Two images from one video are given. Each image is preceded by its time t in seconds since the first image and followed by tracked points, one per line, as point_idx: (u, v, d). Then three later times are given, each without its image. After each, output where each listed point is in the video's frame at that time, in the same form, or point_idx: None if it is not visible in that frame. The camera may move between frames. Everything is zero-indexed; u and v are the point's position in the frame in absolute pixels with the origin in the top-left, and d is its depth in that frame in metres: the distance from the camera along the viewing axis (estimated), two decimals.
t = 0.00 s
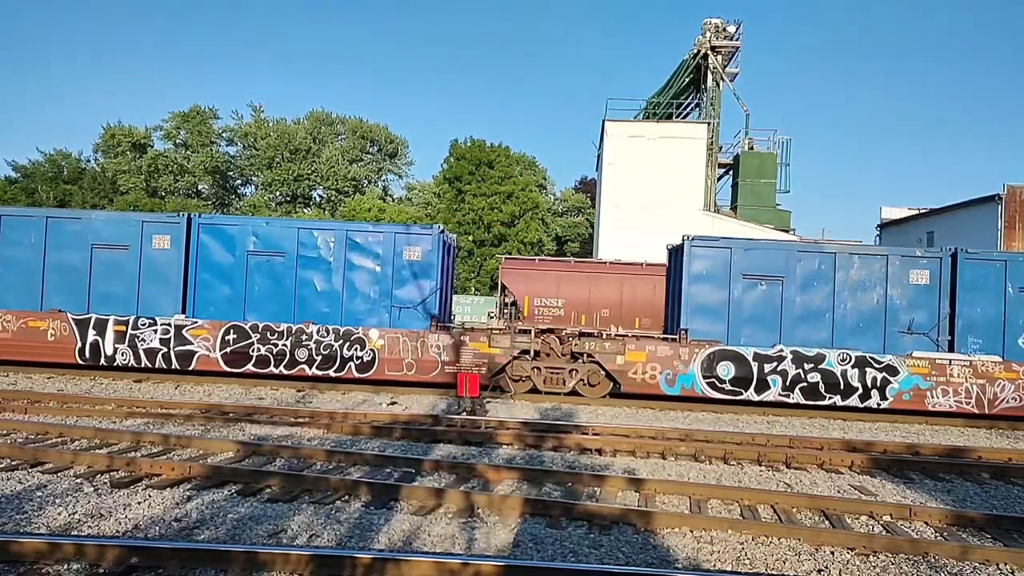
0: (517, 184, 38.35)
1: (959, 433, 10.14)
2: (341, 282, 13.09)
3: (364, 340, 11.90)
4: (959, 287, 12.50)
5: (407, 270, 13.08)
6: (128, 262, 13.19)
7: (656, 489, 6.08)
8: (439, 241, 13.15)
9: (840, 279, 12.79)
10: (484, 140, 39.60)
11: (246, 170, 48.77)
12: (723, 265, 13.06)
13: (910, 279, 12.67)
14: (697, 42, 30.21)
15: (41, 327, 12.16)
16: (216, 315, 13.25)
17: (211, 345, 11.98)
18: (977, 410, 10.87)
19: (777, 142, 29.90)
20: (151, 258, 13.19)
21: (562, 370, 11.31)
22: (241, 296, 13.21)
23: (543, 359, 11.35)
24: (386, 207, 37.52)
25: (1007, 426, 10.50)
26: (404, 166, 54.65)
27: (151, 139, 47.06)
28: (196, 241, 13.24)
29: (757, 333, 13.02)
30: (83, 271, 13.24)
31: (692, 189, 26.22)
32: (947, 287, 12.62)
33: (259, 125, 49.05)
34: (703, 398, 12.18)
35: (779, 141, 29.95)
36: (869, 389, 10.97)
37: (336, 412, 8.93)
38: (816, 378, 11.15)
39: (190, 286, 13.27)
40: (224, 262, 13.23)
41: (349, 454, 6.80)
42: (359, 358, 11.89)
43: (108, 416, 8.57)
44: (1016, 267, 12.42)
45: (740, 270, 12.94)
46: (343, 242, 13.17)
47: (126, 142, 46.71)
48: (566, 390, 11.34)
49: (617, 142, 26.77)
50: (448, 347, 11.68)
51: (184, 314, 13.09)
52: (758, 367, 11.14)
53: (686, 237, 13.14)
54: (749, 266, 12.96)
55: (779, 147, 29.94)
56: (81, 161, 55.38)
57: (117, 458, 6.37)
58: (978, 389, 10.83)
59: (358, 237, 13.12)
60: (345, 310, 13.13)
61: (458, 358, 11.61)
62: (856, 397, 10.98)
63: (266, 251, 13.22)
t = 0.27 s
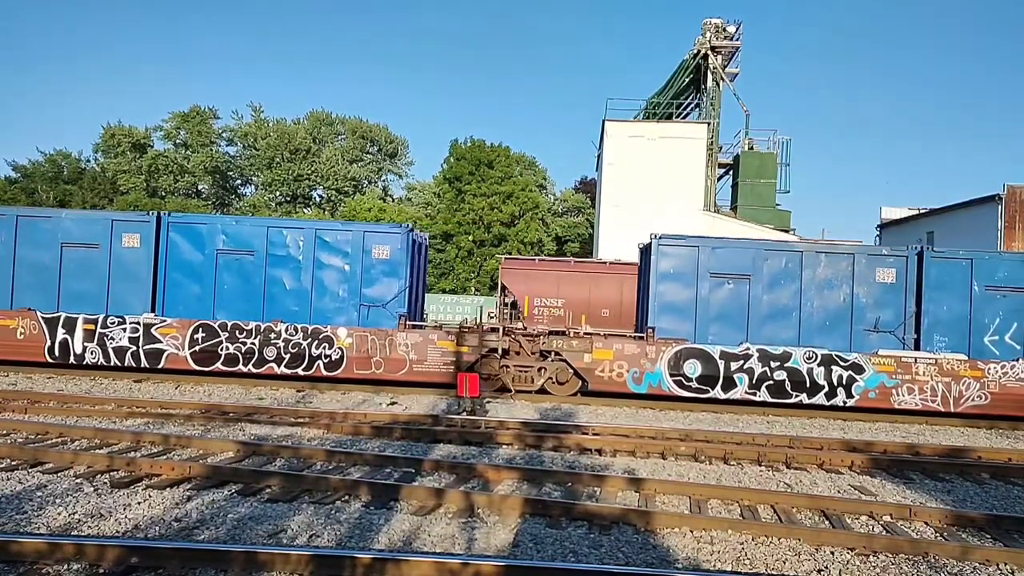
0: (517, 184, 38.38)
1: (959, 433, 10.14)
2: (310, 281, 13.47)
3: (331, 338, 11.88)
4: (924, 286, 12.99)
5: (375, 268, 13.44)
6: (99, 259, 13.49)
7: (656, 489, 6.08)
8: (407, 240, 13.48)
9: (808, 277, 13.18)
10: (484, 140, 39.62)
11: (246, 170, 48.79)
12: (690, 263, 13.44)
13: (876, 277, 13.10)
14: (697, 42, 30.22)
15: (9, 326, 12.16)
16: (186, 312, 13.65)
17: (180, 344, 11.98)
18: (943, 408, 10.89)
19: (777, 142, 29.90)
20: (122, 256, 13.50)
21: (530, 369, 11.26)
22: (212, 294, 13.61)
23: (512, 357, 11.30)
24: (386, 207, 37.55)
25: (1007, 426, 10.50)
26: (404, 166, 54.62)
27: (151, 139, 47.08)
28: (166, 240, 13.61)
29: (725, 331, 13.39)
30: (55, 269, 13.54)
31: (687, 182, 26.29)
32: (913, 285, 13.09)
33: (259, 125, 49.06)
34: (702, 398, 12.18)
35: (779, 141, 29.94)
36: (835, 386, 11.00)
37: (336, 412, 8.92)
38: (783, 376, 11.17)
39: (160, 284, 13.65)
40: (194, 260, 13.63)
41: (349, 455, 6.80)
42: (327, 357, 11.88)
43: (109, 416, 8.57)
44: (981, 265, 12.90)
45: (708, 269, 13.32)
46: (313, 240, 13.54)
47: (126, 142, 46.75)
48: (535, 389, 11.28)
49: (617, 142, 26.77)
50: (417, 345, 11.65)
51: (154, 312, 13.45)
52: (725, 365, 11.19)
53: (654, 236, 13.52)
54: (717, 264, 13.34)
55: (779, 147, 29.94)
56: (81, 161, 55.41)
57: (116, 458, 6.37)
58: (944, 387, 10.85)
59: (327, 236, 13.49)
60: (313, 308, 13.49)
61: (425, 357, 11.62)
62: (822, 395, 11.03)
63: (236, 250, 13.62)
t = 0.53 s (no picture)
0: (517, 184, 38.40)
1: (959, 433, 10.13)
2: (280, 279, 13.61)
3: (300, 336, 11.92)
4: (890, 284, 13.26)
5: (344, 267, 13.57)
6: (68, 258, 13.50)
7: (657, 489, 6.08)
8: (376, 239, 13.60)
9: (775, 276, 13.48)
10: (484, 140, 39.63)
11: (246, 169, 48.78)
12: (658, 262, 13.80)
13: (843, 276, 13.36)
14: (697, 42, 30.23)
15: None
16: (156, 310, 13.75)
17: (149, 343, 11.96)
18: (909, 406, 10.90)
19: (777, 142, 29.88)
20: (91, 254, 13.52)
21: (498, 367, 11.28)
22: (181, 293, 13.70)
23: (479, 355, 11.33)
24: (386, 207, 37.54)
25: (1007, 426, 10.49)
26: (404, 166, 54.56)
27: (151, 139, 47.09)
28: (135, 239, 13.66)
29: (692, 328, 13.75)
30: (25, 267, 13.56)
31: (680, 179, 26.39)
32: (879, 284, 13.33)
33: (259, 125, 49.07)
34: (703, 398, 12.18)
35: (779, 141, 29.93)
36: (801, 384, 11.01)
37: (336, 412, 8.92)
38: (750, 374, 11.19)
39: (130, 283, 13.73)
40: (163, 259, 13.72)
41: (349, 455, 6.80)
42: (295, 355, 11.92)
43: (109, 416, 8.57)
44: (947, 264, 13.14)
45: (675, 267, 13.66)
46: (283, 239, 13.67)
47: (126, 142, 46.75)
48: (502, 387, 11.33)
49: (617, 142, 26.75)
50: (385, 344, 11.71)
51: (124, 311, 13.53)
52: (691, 363, 11.17)
53: (621, 236, 13.91)
54: (684, 263, 13.68)
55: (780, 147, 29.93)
56: (82, 161, 55.42)
57: (116, 458, 6.37)
58: (909, 385, 10.86)
59: (297, 234, 13.63)
60: (283, 306, 13.64)
61: (394, 355, 11.65)
62: (788, 393, 11.04)
63: (205, 249, 13.74)
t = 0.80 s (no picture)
0: (517, 184, 38.43)
1: (959, 433, 10.13)
2: (249, 278, 13.46)
3: (269, 335, 11.94)
4: (857, 283, 13.04)
5: (314, 266, 13.47)
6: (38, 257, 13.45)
7: (657, 489, 6.08)
8: (346, 238, 13.51)
9: (741, 275, 13.20)
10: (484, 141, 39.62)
11: (246, 170, 48.78)
12: (626, 260, 13.44)
13: (809, 275, 13.15)
14: (697, 42, 30.23)
15: None
16: (124, 309, 13.56)
17: (118, 341, 11.99)
18: (875, 405, 10.97)
19: (778, 142, 29.88)
20: (61, 253, 13.47)
21: (467, 366, 11.33)
22: (149, 291, 13.53)
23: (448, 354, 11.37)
24: (386, 207, 37.57)
25: (1007, 426, 10.49)
26: (404, 166, 54.48)
27: (151, 139, 47.10)
28: (105, 237, 13.52)
29: (660, 328, 13.46)
30: None
31: (677, 180, 26.35)
32: (846, 282, 13.12)
33: (260, 125, 49.08)
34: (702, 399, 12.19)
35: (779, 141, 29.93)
36: (768, 382, 11.06)
37: (336, 412, 8.92)
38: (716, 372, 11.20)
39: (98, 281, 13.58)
40: (132, 257, 13.55)
41: (349, 454, 6.80)
42: (264, 354, 11.94)
43: (109, 416, 8.57)
44: (914, 262, 13.00)
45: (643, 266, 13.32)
46: (252, 238, 13.54)
47: (126, 142, 46.74)
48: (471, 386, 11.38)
49: (617, 141, 26.74)
50: (353, 342, 11.72)
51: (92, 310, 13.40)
52: (658, 362, 11.17)
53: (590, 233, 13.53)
54: (652, 261, 13.35)
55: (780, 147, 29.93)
56: (81, 161, 55.39)
57: (117, 458, 6.37)
58: (875, 383, 10.92)
59: (267, 233, 13.52)
60: (252, 305, 13.50)
61: (361, 354, 11.64)
62: (754, 391, 11.06)
63: (174, 247, 13.57)
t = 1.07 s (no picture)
0: (517, 184, 38.48)
1: (959, 433, 10.13)
2: (218, 277, 13.34)
3: (237, 333, 11.96)
4: (823, 280, 12.81)
5: (284, 264, 13.38)
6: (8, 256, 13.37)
7: (657, 489, 6.08)
8: (316, 236, 13.43)
9: (706, 273, 12.99)
10: (484, 141, 39.62)
11: (246, 169, 48.79)
12: (593, 259, 13.24)
13: (776, 273, 12.88)
14: (697, 42, 30.24)
15: None
16: (93, 308, 13.42)
17: (86, 339, 12.07)
18: (841, 403, 11.04)
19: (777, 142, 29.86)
20: (31, 251, 13.37)
21: (436, 364, 11.48)
22: (118, 290, 13.39)
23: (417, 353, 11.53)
24: (386, 207, 37.62)
25: (1007, 426, 10.49)
26: (404, 166, 54.44)
27: (151, 139, 47.11)
28: (74, 236, 13.39)
29: (627, 327, 13.22)
30: None
31: (676, 179, 26.39)
32: (812, 280, 12.86)
33: (260, 125, 49.10)
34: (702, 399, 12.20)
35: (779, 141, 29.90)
36: (734, 380, 11.12)
37: (336, 412, 8.92)
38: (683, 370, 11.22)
39: (68, 280, 13.43)
40: (101, 256, 13.40)
41: (349, 454, 6.80)
42: (232, 352, 11.96)
43: (109, 416, 8.57)
44: (880, 261, 12.76)
45: (609, 264, 13.12)
46: (221, 237, 13.41)
47: (126, 142, 46.74)
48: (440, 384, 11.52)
49: (617, 141, 26.73)
50: (321, 341, 11.79)
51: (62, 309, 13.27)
52: (625, 360, 11.21)
53: (558, 232, 13.33)
54: (618, 260, 13.14)
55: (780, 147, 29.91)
56: (82, 160, 55.40)
57: (116, 458, 6.37)
58: (840, 380, 11.01)
59: (236, 232, 13.41)
60: (222, 304, 13.39)
61: (330, 352, 11.74)
62: (721, 389, 11.13)
63: (142, 246, 13.42)
